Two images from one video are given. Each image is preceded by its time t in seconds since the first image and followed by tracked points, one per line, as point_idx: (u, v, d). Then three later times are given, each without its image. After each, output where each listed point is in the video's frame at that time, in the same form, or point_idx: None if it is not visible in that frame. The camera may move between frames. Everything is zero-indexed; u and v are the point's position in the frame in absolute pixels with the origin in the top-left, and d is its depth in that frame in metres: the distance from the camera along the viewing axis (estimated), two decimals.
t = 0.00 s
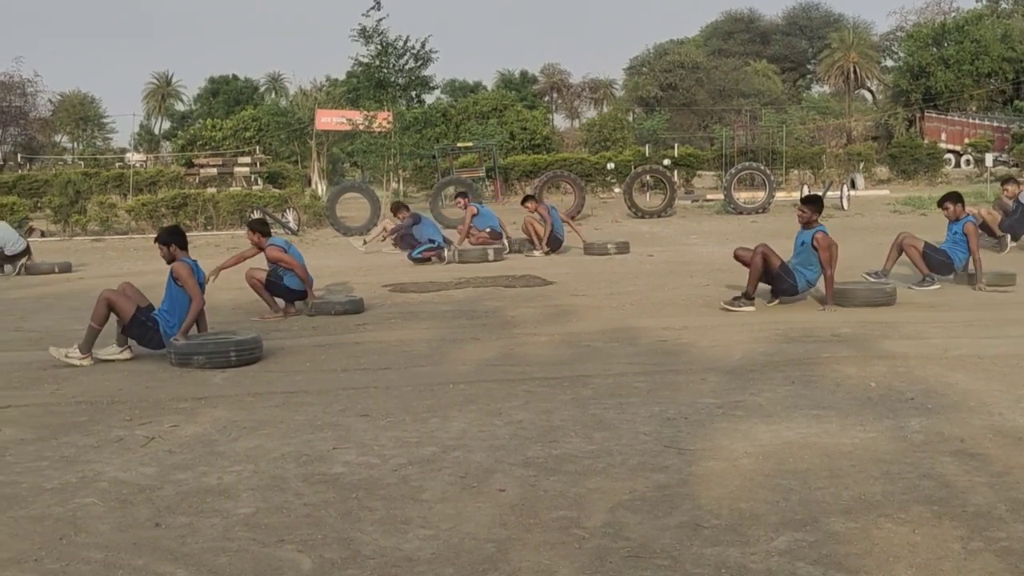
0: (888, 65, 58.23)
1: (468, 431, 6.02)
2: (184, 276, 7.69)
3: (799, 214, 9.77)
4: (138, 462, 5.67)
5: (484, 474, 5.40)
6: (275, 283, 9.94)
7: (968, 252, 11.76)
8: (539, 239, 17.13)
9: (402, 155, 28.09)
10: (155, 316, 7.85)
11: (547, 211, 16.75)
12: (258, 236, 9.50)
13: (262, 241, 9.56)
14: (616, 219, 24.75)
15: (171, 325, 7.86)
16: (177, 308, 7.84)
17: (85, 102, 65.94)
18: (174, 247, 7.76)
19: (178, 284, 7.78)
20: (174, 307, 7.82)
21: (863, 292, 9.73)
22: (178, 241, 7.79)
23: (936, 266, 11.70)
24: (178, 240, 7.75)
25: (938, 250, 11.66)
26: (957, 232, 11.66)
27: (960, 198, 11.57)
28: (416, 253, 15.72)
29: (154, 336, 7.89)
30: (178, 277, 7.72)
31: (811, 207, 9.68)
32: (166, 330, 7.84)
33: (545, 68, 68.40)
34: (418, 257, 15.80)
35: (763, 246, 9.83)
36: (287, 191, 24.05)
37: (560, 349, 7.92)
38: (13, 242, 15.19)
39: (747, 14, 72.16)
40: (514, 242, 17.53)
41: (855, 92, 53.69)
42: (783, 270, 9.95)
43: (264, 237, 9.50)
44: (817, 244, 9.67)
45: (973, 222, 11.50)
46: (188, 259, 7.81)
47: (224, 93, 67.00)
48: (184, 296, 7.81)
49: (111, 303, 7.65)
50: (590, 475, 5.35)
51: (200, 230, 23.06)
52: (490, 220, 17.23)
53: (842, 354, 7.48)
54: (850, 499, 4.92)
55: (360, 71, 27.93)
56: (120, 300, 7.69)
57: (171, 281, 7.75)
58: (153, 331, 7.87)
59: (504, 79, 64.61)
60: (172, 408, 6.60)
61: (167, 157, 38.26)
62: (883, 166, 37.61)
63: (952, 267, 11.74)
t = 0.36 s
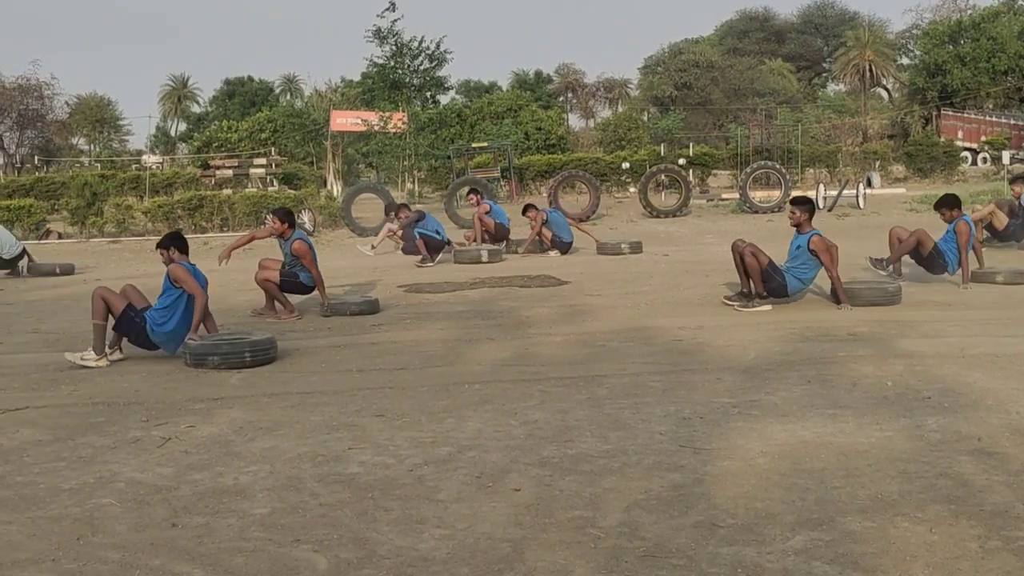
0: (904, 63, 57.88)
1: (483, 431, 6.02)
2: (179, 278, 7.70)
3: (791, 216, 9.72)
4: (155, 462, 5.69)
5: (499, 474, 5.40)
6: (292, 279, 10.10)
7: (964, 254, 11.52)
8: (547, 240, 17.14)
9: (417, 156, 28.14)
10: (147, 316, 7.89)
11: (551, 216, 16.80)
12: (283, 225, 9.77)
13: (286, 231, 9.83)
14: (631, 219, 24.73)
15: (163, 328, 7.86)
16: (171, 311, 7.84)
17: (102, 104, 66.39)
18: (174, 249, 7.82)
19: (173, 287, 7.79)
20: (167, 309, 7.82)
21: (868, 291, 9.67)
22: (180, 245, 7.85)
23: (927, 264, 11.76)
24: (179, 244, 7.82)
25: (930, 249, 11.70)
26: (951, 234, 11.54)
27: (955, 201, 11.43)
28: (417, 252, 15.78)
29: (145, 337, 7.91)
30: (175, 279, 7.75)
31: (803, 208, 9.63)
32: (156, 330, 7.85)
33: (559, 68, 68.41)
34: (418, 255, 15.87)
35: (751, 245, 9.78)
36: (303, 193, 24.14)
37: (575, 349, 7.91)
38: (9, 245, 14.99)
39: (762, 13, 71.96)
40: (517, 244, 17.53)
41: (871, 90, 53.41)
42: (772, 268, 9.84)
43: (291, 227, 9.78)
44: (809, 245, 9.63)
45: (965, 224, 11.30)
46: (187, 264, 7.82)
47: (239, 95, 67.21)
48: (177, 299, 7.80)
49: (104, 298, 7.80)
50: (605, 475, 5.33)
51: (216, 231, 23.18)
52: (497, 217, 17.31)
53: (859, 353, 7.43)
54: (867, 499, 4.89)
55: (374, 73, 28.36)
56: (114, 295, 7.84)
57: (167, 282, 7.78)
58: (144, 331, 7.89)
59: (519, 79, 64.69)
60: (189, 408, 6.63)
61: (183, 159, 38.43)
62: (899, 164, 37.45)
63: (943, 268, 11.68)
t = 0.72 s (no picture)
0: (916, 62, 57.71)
1: (494, 431, 6.01)
2: (158, 284, 7.68)
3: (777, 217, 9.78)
4: (167, 462, 5.70)
5: (510, 474, 5.40)
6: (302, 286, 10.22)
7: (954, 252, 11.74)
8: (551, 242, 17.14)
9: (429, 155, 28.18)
10: (128, 320, 7.92)
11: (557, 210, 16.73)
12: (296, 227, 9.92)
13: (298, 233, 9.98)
14: (643, 218, 24.71)
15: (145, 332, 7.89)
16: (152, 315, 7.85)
17: (114, 105, 66.55)
18: (154, 255, 7.78)
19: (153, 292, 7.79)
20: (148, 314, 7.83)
21: (881, 291, 9.62)
22: (160, 251, 7.79)
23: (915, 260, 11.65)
24: (158, 249, 7.76)
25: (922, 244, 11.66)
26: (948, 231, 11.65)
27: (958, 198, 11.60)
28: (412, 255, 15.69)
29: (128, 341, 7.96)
30: (153, 284, 7.75)
31: (788, 209, 9.69)
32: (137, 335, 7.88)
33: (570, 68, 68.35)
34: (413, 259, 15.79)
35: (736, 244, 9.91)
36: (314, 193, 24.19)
37: (586, 349, 7.90)
38: None
39: (774, 12, 71.76)
40: (522, 243, 17.55)
41: (884, 89, 53.24)
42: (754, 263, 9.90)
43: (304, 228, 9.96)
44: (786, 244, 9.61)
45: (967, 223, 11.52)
46: (168, 269, 7.79)
47: (251, 96, 67.21)
48: (158, 303, 7.80)
49: (80, 307, 7.81)
50: (616, 475, 5.32)
51: (228, 231, 23.25)
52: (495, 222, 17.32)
53: (871, 353, 7.40)
54: (878, 499, 4.87)
55: (386, 74, 28.09)
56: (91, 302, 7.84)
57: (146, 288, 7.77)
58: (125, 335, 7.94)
59: (530, 79, 64.73)
60: (201, 408, 6.65)
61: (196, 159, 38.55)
62: (911, 163, 37.40)
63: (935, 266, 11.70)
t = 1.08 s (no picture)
0: (930, 61, 57.51)
1: (507, 431, 6.01)
2: (147, 279, 7.61)
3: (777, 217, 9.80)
4: (181, 462, 5.72)
5: (524, 474, 5.39)
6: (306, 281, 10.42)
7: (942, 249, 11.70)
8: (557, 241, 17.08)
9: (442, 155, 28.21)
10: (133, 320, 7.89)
11: (564, 208, 16.77)
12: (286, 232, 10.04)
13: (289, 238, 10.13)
14: (656, 218, 24.70)
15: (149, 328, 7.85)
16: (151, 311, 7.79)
17: (127, 105, 66.79)
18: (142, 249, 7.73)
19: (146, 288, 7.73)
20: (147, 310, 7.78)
21: (894, 291, 9.60)
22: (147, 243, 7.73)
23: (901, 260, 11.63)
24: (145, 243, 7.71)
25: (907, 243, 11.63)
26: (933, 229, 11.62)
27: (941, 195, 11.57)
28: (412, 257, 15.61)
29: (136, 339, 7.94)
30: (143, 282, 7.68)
31: (786, 208, 9.70)
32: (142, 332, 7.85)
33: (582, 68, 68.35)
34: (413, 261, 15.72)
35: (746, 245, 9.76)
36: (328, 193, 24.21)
37: (599, 349, 7.89)
38: None
39: (786, 11, 71.62)
40: (531, 242, 17.58)
41: (897, 88, 53.08)
42: (766, 271, 9.81)
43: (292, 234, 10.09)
44: (786, 244, 9.60)
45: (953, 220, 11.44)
46: (157, 261, 7.71)
47: (263, 96, 67.35)
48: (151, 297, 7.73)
49: (90, 310, 7.91)
50: (630, 474, 5.32)
51: (241, 232, 23.35)
52: (497, 221, 17.31)
53: (884, 353, 7.39)
54: (892, 499, 4.86)
55: (398, 73, 28.08)
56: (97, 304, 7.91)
57: (139, 285, 7.73)
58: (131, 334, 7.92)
59: (542, 79, 64.80)
60: (214, 408, 6.66)
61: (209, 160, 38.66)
62: (924, 163, 37.47)
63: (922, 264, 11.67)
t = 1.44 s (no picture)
0: (939, 60, 57.36)
1: (517, 431, 6.01)
2: (165, 275, 7.72)
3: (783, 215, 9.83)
4: (192, 461, 5.72)
5: (534, 474, 5.40)
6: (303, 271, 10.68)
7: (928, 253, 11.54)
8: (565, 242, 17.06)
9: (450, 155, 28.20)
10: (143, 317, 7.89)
11: (571, 209, 16.74)
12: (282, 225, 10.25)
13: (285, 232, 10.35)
14: (664, 218, 24.72)
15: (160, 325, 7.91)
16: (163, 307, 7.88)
17: (137, 105, 66.91)
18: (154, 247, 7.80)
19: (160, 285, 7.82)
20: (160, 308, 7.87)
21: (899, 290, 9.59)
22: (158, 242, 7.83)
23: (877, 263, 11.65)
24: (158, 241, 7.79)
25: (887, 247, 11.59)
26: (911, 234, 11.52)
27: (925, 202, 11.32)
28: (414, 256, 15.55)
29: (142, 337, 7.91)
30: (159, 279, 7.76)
31: (793, 205, 9.73)
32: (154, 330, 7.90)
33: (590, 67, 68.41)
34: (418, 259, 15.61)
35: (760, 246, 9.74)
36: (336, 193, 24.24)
37: (608, 349, 7.89)
38: None
39: (795, 11, 71.54)
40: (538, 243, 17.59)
41: (906, 88, 52.99)
42: (779, 272, 9.82)
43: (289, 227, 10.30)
44: (796, 244, 9.59)
45: (927, 227, 11.23)
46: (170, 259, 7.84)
47: (272, 96, 67.52)
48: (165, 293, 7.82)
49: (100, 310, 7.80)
50: (640, 475, 5.32)
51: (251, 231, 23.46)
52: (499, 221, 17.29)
53: (895, 353, 7.38)
54: (904, 499, 4.86)
55: (407, 74, 28.30)
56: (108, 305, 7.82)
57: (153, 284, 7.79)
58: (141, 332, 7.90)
59: (551, 79, 64.97)
60: (224, 408, 6.66)
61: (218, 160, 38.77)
62: (934, 163, 37.77)
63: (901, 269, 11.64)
